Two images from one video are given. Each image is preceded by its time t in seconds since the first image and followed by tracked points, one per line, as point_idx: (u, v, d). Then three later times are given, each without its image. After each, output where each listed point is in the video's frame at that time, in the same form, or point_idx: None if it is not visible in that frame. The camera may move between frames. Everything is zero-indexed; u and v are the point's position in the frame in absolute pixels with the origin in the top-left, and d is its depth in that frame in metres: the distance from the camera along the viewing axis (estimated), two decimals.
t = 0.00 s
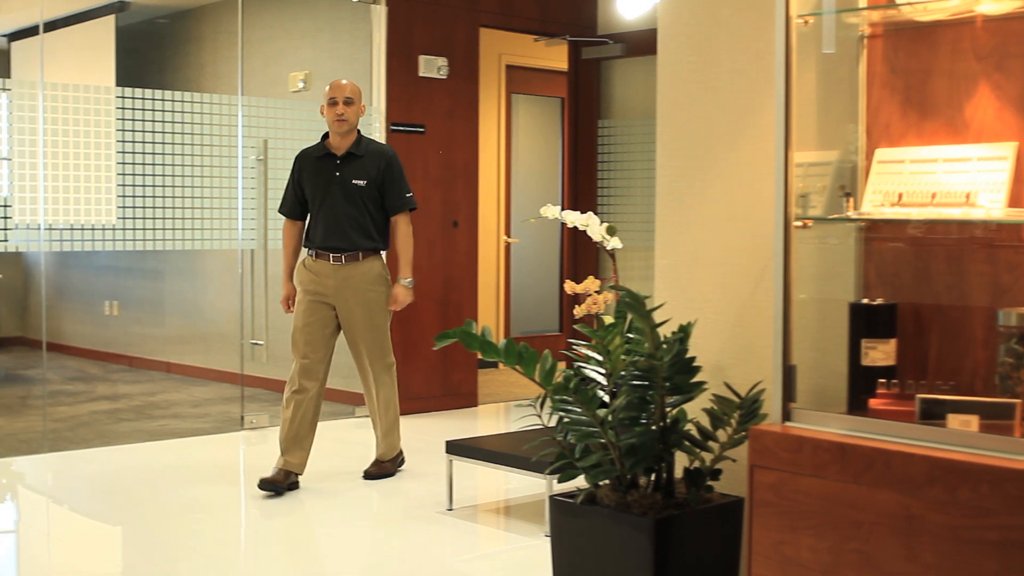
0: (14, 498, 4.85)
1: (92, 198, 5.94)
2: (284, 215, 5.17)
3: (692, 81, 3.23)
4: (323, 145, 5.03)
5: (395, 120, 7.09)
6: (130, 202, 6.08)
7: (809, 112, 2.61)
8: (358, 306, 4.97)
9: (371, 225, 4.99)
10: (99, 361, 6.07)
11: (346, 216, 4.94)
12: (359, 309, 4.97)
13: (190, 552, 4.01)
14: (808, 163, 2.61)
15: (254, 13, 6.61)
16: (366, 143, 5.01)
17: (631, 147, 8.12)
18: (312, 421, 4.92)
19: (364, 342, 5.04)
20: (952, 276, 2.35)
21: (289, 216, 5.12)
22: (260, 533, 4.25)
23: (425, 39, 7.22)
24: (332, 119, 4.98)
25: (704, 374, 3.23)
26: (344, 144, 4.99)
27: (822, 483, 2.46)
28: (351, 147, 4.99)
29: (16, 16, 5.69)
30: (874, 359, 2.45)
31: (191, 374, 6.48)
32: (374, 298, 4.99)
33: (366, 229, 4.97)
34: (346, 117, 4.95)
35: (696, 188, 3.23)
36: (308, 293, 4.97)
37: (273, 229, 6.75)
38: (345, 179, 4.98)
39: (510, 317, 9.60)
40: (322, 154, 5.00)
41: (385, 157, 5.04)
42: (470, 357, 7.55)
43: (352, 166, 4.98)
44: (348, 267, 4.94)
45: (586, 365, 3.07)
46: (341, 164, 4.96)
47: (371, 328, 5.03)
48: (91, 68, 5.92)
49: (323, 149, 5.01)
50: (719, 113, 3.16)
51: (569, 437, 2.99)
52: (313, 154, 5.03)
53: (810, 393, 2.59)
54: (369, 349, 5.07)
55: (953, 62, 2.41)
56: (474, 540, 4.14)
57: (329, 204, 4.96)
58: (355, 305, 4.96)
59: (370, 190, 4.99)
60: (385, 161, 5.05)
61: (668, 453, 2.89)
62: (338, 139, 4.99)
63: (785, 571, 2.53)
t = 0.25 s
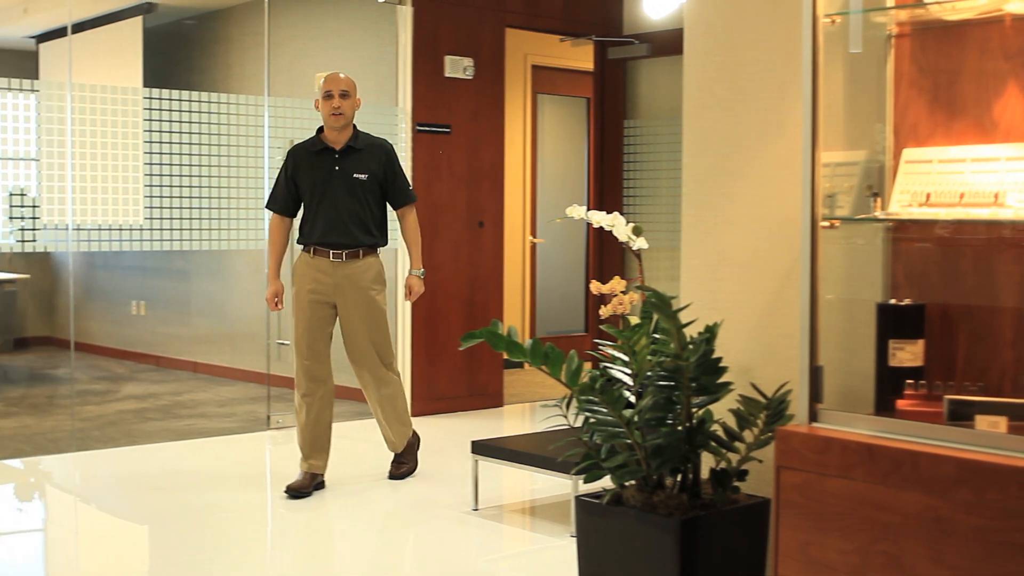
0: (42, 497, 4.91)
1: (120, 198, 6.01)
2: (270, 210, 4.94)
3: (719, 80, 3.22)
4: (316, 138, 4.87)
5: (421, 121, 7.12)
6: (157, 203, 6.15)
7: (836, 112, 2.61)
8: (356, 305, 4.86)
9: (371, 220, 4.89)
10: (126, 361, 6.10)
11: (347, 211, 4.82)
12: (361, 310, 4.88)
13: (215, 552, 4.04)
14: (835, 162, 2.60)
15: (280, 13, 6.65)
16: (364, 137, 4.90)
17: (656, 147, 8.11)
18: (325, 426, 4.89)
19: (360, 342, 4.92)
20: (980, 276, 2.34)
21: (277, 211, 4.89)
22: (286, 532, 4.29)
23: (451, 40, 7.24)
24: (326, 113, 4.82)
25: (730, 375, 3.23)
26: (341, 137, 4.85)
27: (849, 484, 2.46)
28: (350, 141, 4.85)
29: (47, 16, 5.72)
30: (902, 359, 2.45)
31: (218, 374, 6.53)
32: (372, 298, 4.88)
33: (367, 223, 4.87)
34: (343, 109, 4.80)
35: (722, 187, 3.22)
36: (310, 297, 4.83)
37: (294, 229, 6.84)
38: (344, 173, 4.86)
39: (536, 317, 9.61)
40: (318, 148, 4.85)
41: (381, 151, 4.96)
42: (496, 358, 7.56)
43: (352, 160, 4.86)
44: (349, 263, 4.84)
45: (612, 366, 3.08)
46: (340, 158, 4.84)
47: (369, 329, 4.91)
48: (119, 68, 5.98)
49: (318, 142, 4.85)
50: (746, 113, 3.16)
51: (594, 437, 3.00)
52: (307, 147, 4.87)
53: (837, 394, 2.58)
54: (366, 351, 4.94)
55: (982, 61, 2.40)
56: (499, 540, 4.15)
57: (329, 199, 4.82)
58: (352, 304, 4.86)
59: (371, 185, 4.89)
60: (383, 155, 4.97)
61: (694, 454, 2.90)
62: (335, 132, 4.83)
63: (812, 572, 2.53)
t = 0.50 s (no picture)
0: (68, 496, 4.97)
1: (146, 198, 6.07)
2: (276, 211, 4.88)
3: (746, 81, 3.22)
4: (322, 139, 4.82)
5: (446, 121, 7.15)
6: (183, 203, 6.21)
7: (863, 113, 2.61)
8: (364, 306, 4.75)
9: (380, 221, 4.83)
10: (152, 361, 6.16)
11: (356, 212, 4.77)
12: (373, 312, 4.76)
13: (239, 550, 4.08)
14: (861, 163, 2.61)
15: (307, 14, 6.68)
16: (371, 137, 4.85)
17: (681, 147, 8.09)
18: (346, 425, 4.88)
19: (367, 345, 4.77)
20: (1007, 277, 2.33)
21: (284, 211, 4.83)
22: (309, 531, 4.33)
23: (476, 40, 7.27)
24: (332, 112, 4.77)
25: (755, 375, 3.22)
26: (348, 137, 4.80)
27: (876, 486, 2.46)
28: (357, 141, 4.81)
29: (73, 17, 5.78)
30: (928, 360, 2.44)
31: (244, 374, 6.58)
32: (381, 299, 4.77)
33: (376, 224, 4.81)
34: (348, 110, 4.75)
35: (748, 187, 3.22)
36: (323, 299, 4.74)
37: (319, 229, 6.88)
38: (352, 174, 4.81)
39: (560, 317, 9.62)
40: (325, 148, 4.80)
41: (388, 150, 4.90)
42: (520, 358, 7.58)
43: (360, 161, 4.82)
44: (357, 264, 4.75)
45: (637, 366, 3.07)
46: (347, 158, 4.79)
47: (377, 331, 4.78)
48: (144, 68, 6.03)
49: (325, 142, 4.81)
50: (772, 113, 3.16)
51: (619, 438, 3.01)
52: (314, 149, 4.82)
53: (864, 395, 2.58)
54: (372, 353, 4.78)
55: (1009, 60, 2.38)
56: (522, 540, 4.17)
57: (338, 199, 4.77)
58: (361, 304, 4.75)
59: (379, 185, 4.84)
60: (391, 155, 4.91)
61: (719, 454, 2.90)
62: (340, 133, 4.80)
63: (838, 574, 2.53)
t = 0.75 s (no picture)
0: (93, 495, 5.02)
1: (170, 199, 6.13)
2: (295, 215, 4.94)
3: (770, 80, 3.22)
4: (335, 140, 4.84)
5: (469, 122, 7.17)
6: (207, 203, 6.26)
7: (887, 113, 2.59)
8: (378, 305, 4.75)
9: (394, 222, 4.83)
10: (177, 361, 6.21)
11: (367, 213, 4.78)
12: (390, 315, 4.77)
13: (262, 550, 4.11)
14: (886, 163, 2.59)
15: (331, 16, 6.71)
16: (382, 137, 4.85)
17: (705, 148, 8.08)
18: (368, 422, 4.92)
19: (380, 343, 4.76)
20: None
21: (300, 213, 4.87)
22: (332, 531, 4.35)
23: (499, 40, 7.28)
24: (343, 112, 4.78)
25: (779, 376, 3.22)
26: (360, 138, 4.81)
27: (900, 487, 2.45)
28: (369, 141, 4.81)
29: (98, 18, 5.81)
30: (953, 361, 2.44)
31: (268, 374, 6.62)
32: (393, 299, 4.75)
33: (388, 224, 4.80)
34: (359, 109, 4.75)
35: (772, 188, 3.22)
36: (338, 299, 4.76)
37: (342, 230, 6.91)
38: (364, 175, 4.82)
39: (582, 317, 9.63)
40: (337, 150, 4.82)
41: (400, 150, 4.88)
42: (543, 359, 7.59)
43: (372, 161, 4.82)
44: (370, 263, 4.74)
45: (660, 366, 3.05)
46: (358, 159, 4.80)
47: (391, 330, 4.76)
48: (170, 70, 6.08)
49: (337, 144, 4.83)
50: (797, 113, 3.15)
51: (643, 438, 3.01)
52: (326, 150, 4.85)
53: (889, 396, 2.57)
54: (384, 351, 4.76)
55: None
56: (545, 540, 4.18)
57: (352, 201, 4.79)
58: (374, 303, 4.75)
59: (391, 185, 4.83)
60: (403, 154, 4.89)
61: (743, 455, 2.91)
62: (352, 133, 4.80)
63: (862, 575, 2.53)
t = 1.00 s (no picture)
0: (117, 493, 5.07)
1: (193, 199, 6.17)
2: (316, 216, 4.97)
3: (793, 80, 3.21)
4: (355, 139, 4.87)
5: (491, 122, 7.19)
6: (230, 204, 6.30)
7: (911, 113, 2.60)
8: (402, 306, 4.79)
9: (413, 220, 4.84)
10: (199, 360, 6.26)
11: (386, 212, 4.79)
12: (414, 316, 4.80)
13: (284, 549, 4.14)
14: (909, 163, 2.60)
15: (354, 17, 6.75)
16: (402, 137, 4.86)
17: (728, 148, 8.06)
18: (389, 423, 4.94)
19: (406, 344, 4.81)
20: None
21: (320, 215, 4.92)
22: (353, 531, 4.38)
23: (521, 40, 7.29)
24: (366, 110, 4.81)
25: (802, 377, 3.22)
26: (380, 137, 4.83)
27: (923, 488, 2.47)
28: (389, 141, 4.84)
29: (124, 18, 5.85)
30: (977, 362, 2.45)
31: (290, 374, 6.66)
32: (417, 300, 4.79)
33: (407, 223, 4.81)
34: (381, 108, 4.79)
35: (795, 187, 3.22)
36: (362, 301, 4.79)
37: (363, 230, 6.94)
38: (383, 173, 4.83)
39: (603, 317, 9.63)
40: (356, 149, 4.84)
41: (420, 150, 4.90)
42: (564, 359, 7.60)
43: (391, 160, 4.84)
44: (395, 264, 4.77)
45: (682, 367, 3.03)
46: (378, 158, 4.82)
47: (417, 330, 4.81)
48: (193, 71, 6.13)
49: (356, 143, 4.85)
50: (819, 112, 3.15)
51: (665, 439, 3.01)
52: (346, 149, 4.87)
53: (912, 397, 2.57)
54: (411, 352, 4.81)
55: None
56: (567, 540, 4.20)
57: (370, 200, 4.80)
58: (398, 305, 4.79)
59: (410, 184, 4.84)
60: (422, 154, 4.90)
61: (765, 455, 2.91)
62: (373, 132, 4.82)
63: None
